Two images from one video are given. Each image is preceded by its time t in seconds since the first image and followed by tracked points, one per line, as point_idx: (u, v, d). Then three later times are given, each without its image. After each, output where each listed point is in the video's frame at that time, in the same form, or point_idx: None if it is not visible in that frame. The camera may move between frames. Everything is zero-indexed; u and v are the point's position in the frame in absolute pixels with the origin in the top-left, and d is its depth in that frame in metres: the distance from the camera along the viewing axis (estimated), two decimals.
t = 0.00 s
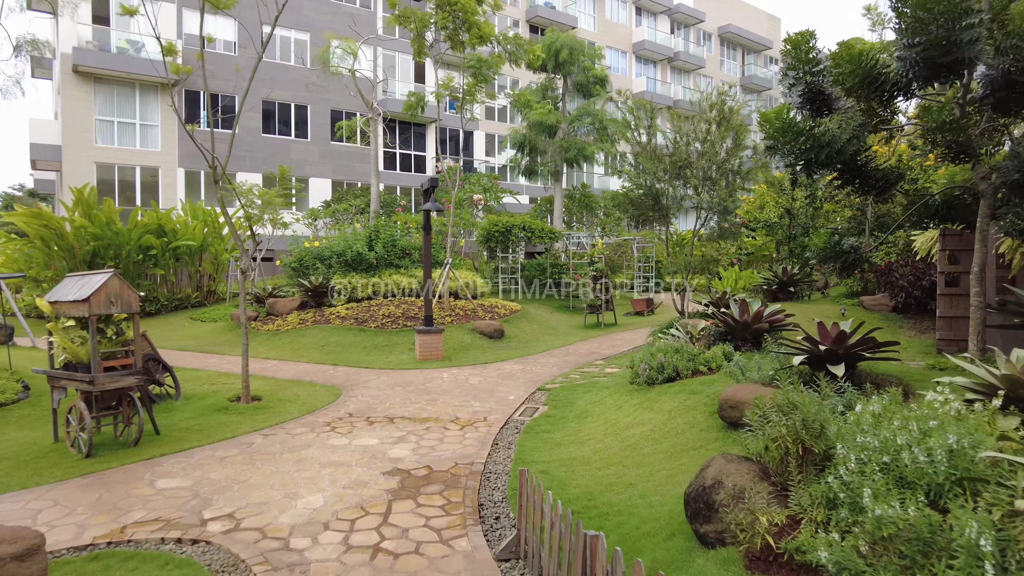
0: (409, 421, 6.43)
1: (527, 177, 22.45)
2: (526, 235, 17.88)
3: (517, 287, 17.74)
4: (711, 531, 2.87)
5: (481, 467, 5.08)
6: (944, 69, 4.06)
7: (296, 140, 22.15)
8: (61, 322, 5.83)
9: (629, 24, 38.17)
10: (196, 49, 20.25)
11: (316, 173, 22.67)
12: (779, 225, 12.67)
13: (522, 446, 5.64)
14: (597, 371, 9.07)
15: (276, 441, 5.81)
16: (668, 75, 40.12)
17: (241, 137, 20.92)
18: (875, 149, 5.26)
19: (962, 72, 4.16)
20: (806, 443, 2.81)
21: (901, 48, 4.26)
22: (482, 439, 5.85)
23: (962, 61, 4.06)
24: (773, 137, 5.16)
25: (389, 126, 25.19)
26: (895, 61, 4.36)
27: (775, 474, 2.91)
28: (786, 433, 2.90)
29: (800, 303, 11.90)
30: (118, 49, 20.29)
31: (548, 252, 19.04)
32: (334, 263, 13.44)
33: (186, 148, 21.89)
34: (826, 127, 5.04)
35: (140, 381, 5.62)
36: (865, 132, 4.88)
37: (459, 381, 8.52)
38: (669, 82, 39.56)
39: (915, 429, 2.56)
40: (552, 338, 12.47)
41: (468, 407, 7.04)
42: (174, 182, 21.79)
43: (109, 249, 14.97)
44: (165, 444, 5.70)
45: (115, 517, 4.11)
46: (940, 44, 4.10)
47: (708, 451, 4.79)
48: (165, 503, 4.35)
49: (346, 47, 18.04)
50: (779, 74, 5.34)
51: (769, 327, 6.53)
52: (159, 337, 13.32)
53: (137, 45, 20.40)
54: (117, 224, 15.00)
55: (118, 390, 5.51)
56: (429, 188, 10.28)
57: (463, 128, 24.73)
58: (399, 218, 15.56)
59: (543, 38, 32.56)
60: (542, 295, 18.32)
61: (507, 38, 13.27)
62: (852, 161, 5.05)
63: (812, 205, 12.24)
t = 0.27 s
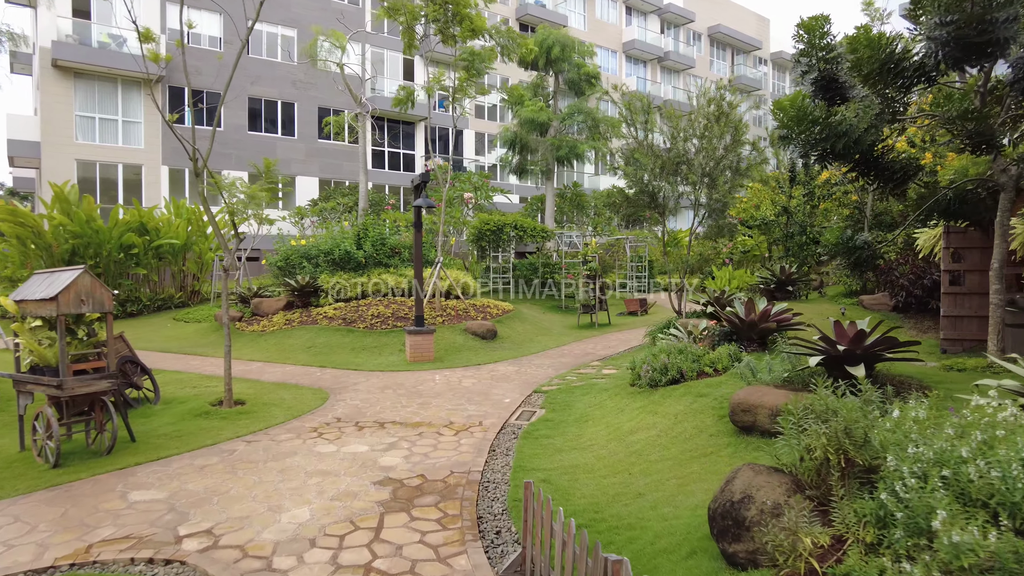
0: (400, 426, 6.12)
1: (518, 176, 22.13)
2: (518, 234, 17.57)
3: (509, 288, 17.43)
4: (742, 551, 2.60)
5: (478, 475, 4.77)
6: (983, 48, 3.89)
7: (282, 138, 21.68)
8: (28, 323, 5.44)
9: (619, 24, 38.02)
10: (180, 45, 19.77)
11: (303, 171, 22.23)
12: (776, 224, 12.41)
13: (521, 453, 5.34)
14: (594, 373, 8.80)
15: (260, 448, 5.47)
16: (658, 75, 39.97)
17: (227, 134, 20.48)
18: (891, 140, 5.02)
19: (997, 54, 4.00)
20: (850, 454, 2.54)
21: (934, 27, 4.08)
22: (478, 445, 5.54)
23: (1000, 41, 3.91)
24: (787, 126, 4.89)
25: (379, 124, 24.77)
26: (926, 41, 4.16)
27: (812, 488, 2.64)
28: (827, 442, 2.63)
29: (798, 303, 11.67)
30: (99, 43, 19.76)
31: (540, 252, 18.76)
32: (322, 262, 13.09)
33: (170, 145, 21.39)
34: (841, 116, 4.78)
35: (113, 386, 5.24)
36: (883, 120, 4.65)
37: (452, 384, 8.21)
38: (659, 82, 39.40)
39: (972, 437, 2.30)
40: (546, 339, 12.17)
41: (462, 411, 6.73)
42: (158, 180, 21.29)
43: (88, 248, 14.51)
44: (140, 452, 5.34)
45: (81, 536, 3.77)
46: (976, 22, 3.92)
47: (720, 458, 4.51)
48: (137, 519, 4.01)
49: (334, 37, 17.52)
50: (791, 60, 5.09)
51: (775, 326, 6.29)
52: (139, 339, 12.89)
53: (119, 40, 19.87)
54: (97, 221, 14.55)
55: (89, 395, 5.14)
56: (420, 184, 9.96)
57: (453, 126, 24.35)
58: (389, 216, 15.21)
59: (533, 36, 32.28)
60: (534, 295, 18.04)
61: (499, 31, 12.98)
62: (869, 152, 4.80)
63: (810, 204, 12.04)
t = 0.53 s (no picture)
0: (397, 437, 5.80)
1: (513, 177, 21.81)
2: (514, 236, 17.25)
3: (505, 291, 17.11)
4: None
5: (482, 492, 4.46)
6: None
7: (273, 139, 21.29)
8: None
9: (613, 26, 37.83)
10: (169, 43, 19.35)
11: (294, 173, 21.84)
12: (777, 226, 12.10)
13: (526, 466, 5.04)
14: (597, 379, 8.50)
15: (248, 462, 5.14)
16: (652, 77, 39.83)
17: (216, 136, 20.09)
18: (916, 134, 4.74)
19: None
20: (916, 479, 2.22)
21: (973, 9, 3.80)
22: (480, 458, 5.22)
23: None
24: (807, 119, 4.57)
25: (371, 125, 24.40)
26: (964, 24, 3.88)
27: (868, 515, 2.33)
28: (886, 463, 2.31)
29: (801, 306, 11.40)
30: (86, 42, 19.37)
31: (537, 254, 18.45)
32: (313, 264, 12.76)
33: (158, 147, 20.97)
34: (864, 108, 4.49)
35: (89, 398, 4.89)
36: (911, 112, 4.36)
37: (449, 391, 7.89)
38: (653, 85, 39.24)
39: None
40: (544, 344, 11.87)
41: (461, 420, 6.42)
42: (146, 182, 20.86)
43: (73, 250, 14.12)
44: (119, 466, 4.99)
45: (48, 564, 3.43)
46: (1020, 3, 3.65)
47: (741, 473, 4.22)
48: (111, 543, 3.67)
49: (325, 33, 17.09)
50: (811, 49, 4.75)
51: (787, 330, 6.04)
52: (125, 344, 12.50)
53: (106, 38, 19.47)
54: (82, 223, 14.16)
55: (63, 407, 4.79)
56: (417, 184, 9.69)
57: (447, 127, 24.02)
58: (382, 218, 14.86)
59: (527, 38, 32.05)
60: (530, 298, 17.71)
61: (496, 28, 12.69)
62: (894, 146, 4.51)
63: (813, 205, 11.75)
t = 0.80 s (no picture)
0: (399, 442, 5.49)
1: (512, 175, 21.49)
2: (514, 234, 16.93)
3: (505, 290, 16.80)
4: None
5: (493, 502, 4.16)
6: None
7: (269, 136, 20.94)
8: None
9: (612, 25, 37.58)
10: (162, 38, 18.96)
11: (290, 171, 21.47)
12: (784, 223, 11.82)
13: (538, 473, 4.74)
14: (604, 381, 8.21)
15: (242, 469, 4.82)
16: (651, 76, 39.57)
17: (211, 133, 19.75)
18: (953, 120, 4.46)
19: None
20: (1015, 498, 2.02)
21: None
22: (489, 464, 4.92)
23: None
24: (838, 104, 4.31)
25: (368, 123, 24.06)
26: None
27: (949, 536, 2.12)
28: (980, 481, 2.07)
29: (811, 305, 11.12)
30: (77, 37, 18.89)
31: (537, 253, 18.15)
32: (310, 262, 12.42)
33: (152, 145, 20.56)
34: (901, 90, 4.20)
35: (71, 401, 4.58)
36: (952, 94, 4.06)
37: (452, 393, 7.59)
38: (652, 84, 38.98)
39: None
40: (547, 344, 11.57)
41: (466, 424, 6.12)
42: (139, 180, 20.47)
43: (63, 248, 13.74)
44: (104, 474, 4.67)
45: None
46: None
47: (771, 481, 3.93)
48: (92, 560, 3.36)
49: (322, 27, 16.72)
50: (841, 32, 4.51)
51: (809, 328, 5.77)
52: (116, 344, 12.14)
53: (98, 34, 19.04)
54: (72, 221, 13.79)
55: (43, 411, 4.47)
56: (417, 178, 9.39)
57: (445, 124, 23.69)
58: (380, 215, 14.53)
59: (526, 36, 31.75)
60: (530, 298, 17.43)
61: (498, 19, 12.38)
62: (933, 130, 4.23)
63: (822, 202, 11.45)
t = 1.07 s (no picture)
0: (398, 454, 5.18)
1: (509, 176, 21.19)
2: (511, 236, 16.63)
3: (503, 293, 16.49)
4: None
5: (501, 522, 3.87)
6: None
7: (261, 137, 20.60)
8: None
9: (608, 26, 37.38)
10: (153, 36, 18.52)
11: (283, 171, 21.07)
12: (789, 225, 11.58)
13: (547, 489, 4.44)
14: (609, 387, 7.92)
15: (230, 484, 4.49)
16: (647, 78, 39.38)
17: (203, 133, 19.37)
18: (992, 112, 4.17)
19: None
20: None
21: None
22: (495, 479, 4.62)
23: None
24: (872, 95, 4.02)
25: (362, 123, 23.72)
26: None
27: None
28: None
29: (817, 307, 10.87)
30: (65, 35, 18.52)
31: (534, 255, 17.86)
32: (303, 264, 12.08)
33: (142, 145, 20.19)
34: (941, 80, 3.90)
35: (43, 412, 4.25)
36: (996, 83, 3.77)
37: (452, 400, 7.27)
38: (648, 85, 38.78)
39: None
40: (547, 348, 11.27)
41: (468, 434, 5.81)
42: (129, 180, 20.08)
43: (49, 249, 13.35)
44: (81, 490, 4.34)
45: None
46: None
47: (801, 499, 3.65)
48: None
49: (316, 22, 16.37)
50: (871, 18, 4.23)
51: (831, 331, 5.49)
52: (102, 348, 11.76)
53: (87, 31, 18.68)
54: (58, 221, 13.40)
55: (12, 423, 4.14)
56: (414, 175, 9.03)
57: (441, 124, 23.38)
58: (375, 216, 14.21)
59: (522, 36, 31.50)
60: (527, 300, 17.13)
61: (497, 15, 12.10)
62: (974, 122, 3.93)
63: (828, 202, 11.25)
